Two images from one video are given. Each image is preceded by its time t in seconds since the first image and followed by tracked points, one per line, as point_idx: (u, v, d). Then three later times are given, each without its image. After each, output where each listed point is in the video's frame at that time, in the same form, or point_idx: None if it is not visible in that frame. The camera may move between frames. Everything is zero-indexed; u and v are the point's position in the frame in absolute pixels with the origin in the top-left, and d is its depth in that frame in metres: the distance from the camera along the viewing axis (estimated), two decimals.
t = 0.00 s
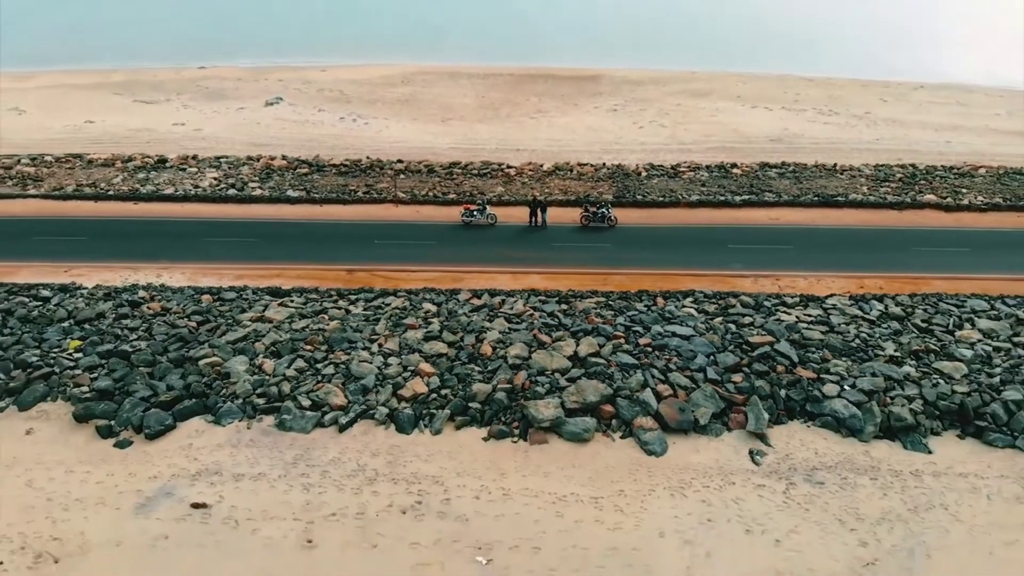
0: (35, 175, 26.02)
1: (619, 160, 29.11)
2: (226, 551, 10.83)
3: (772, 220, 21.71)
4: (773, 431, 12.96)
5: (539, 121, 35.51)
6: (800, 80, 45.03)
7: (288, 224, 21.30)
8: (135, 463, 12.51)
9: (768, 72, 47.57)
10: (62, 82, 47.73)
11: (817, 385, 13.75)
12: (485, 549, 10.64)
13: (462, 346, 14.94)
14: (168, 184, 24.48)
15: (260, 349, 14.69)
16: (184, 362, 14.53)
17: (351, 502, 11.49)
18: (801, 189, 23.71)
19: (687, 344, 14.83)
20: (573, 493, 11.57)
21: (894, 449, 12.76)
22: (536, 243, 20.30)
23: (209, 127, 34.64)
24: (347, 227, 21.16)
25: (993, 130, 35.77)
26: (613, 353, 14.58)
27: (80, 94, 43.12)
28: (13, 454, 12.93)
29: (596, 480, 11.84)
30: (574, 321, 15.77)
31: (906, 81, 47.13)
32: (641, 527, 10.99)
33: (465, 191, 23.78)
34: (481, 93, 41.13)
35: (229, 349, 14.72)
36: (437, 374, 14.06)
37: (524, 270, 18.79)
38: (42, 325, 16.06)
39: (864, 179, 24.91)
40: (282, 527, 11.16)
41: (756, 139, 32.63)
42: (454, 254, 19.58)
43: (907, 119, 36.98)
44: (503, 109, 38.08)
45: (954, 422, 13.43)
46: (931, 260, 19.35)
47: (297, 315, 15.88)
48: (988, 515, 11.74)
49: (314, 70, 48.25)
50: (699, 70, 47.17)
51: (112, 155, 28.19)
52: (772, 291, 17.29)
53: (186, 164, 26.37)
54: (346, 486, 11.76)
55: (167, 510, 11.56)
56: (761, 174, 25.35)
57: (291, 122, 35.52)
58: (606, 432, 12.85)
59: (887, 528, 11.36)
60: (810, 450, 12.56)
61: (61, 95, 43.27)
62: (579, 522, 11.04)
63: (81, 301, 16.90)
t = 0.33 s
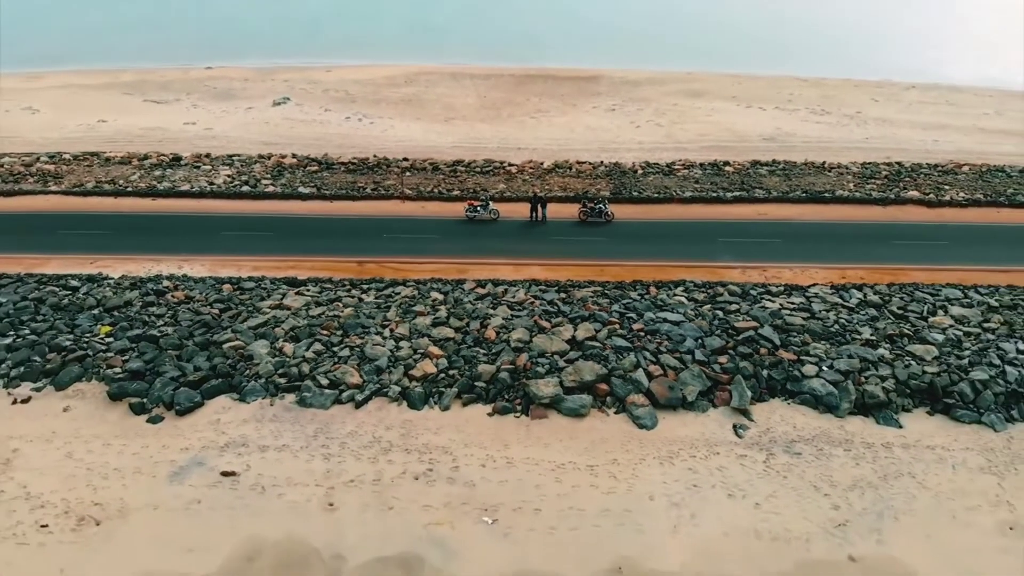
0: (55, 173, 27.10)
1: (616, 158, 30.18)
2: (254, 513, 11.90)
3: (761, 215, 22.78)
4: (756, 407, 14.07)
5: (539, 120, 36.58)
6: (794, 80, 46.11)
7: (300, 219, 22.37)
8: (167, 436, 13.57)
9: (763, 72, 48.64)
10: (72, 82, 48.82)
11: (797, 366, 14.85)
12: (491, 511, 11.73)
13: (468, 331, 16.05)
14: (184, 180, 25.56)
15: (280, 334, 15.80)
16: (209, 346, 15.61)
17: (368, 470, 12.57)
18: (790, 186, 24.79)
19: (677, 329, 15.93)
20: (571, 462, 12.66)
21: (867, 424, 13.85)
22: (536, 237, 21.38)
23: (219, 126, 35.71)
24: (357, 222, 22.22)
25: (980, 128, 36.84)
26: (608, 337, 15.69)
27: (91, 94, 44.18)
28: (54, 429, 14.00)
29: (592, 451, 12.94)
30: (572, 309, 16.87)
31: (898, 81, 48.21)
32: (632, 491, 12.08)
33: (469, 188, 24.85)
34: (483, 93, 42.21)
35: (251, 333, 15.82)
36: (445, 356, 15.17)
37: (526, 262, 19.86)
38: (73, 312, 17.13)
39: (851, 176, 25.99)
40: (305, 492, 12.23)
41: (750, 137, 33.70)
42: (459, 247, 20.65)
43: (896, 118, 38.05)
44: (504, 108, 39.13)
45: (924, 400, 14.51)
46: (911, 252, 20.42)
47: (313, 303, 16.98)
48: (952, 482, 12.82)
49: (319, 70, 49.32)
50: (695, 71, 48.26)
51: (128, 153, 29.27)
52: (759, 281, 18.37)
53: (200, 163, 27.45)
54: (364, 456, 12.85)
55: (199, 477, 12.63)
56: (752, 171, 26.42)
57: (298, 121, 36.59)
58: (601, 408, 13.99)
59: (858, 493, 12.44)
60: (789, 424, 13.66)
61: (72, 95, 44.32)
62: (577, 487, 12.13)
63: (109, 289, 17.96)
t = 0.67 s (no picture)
0: (73, 171, 28.18)
1: (614, 158, 31.26)
2: (278, 482, 12.98)
3: (751, 211, 23.87)
4: (740, 388, 15.20)
5: (539, 121, 37.66)
6: (788, 81, 47.20)
7: (311, 215, 23.45)
8: (195, 413, 14.65)
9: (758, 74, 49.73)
10: (82, 82, 49.88)
11: (779, 349, 15.97)
12: (496, 479, 12.84)
13: (473, 318, 17.17)
14: (198, 178, 26.65)
15: (297, 321, 16.92)
16: (231, 332, 16.71)
17: (383, 444, 13.69)
18: (780, 184, 25.89)
19: (668, 316, 17.06)
20: (569, 437, 13.83)
21: (843, 402, 14.95)
22: (537, 231, 22.45)
23: (228, 126, 36.81)
24: (365, 218, 23.31)
25: (967, 128, 37.94)
26: (604, 324, 16.81)
27: (102, 95, 45.28)
28: (88, 407, 15.07)
29: (589, 428, 14.11)
30: (570, 298, 17.96)
31: (890, 82, 49.33)
32: (625, 463, 13.22)
33: (472, 186, 25.92)
34: (484, 94, 43.29)
35: (271, 320, 16.93)
36: (452, 341, 16.30)
37: (527, 255, 20.94)
38: (101, 301, 18.21)
39: (839, 175, 27.09)
40: (325, 462, 13.32)
41: (743, 137, 34.80)
42: (463, 241, 21.73)
43: (886, 119, 39.14)
44: (505, 109, 40.20)
45: (898, 381, 15.62)
46: (893, 246, 21.52)
47: (328, 293, 18.09)
48: (921, 455, 13.91)
49: (324, 72, 50.39)
50: (691, 73, 49.38)
51: (142, 153, 30.38)
52: (747, 273, 19.48)
53: (213, 162, 28.55)
54: (378, 431, 13.99)
55: (226, 450, 13.70)
56: (744, 170, 27.51)
57: (305, 122, 37.67)
58: (596, 388, 15.17)
59: (834, 464, 13.52)
60: (771, 403, 14.78)
61: (84, 95, 45.40)
62: (574, 459, 13.27)
63: (133, 280, 19.03)
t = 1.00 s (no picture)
0: (91, 170, 29.32)
1: (611, 157, 32.33)
2: (299, 455, 14.08)
3: (742, 208, 24.96)
4: (726, 371, 16.32)
5: (539, 122, 38.73)
6: (783, 82, 48.26)
7: (321, 212, 24.55)
8: (219, 394, 15.74)
9: (753, 76, 50.82)
10: (92, 83, 50.98)
11: (764, 335, 17.08)
12: (499, 452, 13.97)
13: (477, 307, 18.28)
14: (212, 177, 27.76)
15: (312, 310, 18.03)
16: (250, 320, 17.81)
17: (395, 422, 14.80)
18: (770, 182, 26.97)
19: (660, 305, 18.17)
20: (567, 415, 14.95)
21: (823, 384, 16.05)
22: (537, 227, 23.54)
23: (237, 126, 37.93)
24: (373, 214, 24.40)
25: (956, 128, 39.02)
26: (600, 313, 17.92)
27: (113, 96, 46.41)
28: (118, 389, 16.16)
29: (585, 407, 15.22)
30: (569, 288, 19.07)
31: (882, 83, 50.42)
32: (619, 438, 14.33)
33: (475, 184, 27.00)
34: (486, 95, 44.40)
35: (287, 309, 18.04)
36: (457, 328, 17.41)
37: (528, 249, 22.03)
38: (126, 292, 19.29)
39: (827, 173, 28.17)
40: (342, 438, 14.43)
41: (737, 137, 35.89)
42: (467, 236, 22.81)
43: (877, 119, 40.21)
44: (506, 110, 41.28)
45: (875, 365, 16.72)
46: (877, 240, 22.62)
47: (340, 284, 19.20)
48: (894, 431, 15.00)
49: (328, 73, 51.45)
50: (688, 74, 50.43)
51: (156, 152, 31.54)
52: (736, 266, 20.59)
53: (225, 161, 29.67)
54: (391, 410, 15.10)
55: (250, 427, 14.79)
56: (736, 169, 28.59)
57: (312, 122, 38.76)
58: (593, 371, 16.29)
59: (812, 440, 14.61)
60: (755, 384, 15.89)
61: (95, 96, 46.56)
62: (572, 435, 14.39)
63: (156, 272, 20.12)
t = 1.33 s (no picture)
0: (107, 169, 30.46)
1: (609, 157, 33.41)
2: (317, 432, 15.18)
3: (734, 205, 26.08)
4: (714, 356, 17.44)
5: (539, 123, 39.82)
6: (778, 84, 49.35)
7: (331, 209, 25.67)
8: (240, 377, 16.85)
9: (749, 78, 51.90)
10: (102, 85, 52.09)
11: (751, 324, 18.19)
12: (502, 431, 15.11)
13: (481, 298, 19.37)
14: (225, 175, 28.87)
15: (326, 300, 19.15)
16: (267, 310, 18.91)
17: (406, 403, 15.92)
18: (761, 181, 28.07)
19: (653, 296, 19.28)
20: (566, 397, 16.10)
21: (805, 368, 17.16)
22: (538, 224, 24.62)
23: (246, 127, 39.04)
24: (381, 212, 25.50)
25: (944, 129, 40.13)
26: (597, 303, 19.03)
27: (123, 97, 47.55)
28: (145, 373, 17.25)
29: (582, 390, 16.34)
30: (567, 281, 20.17)
31: (875, 84, 51.50)
32: (613, 418, 15.47)
33: (477, 183, 28.09)
34: (487, 96, 45.52)
35: (302, 300, 19.15)
36: (463, 317, 18.52)
37: (528, 244, 23.14)
38: (148, 284, 20.38)
39: (817, 172, 29.27)
40: (356, 417, 15.54)
41: (731, 138, 37.01)
42: (470, 232, 23.90)
43: (868, 120, 41.31)
44: (507, 111, 42.38)
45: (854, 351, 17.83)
46: (861, 235, 23.73)
47: (350, 277, 20.31)
48: (870, 411, 16.12)
49: (333, 75, 52.53)
50: (685, 76, 51.51)
51: (170, 152, 32.71)
52: (726, 260, 21.70)
53: (237, 161, 30.78)
54: (401, 392, 16.23)
55: (270, 407, 15.90)
56: (729, 168, 29.66)
57: (318, 123, 39.86)
58: (589, 357, 17.41)
59: (793, 419, 15.72)
60: (741, 369, 17.01)
61: (105, 97, 47.71)
62: (569, 415, 15.55)
63: (176, 266, 21.23)
